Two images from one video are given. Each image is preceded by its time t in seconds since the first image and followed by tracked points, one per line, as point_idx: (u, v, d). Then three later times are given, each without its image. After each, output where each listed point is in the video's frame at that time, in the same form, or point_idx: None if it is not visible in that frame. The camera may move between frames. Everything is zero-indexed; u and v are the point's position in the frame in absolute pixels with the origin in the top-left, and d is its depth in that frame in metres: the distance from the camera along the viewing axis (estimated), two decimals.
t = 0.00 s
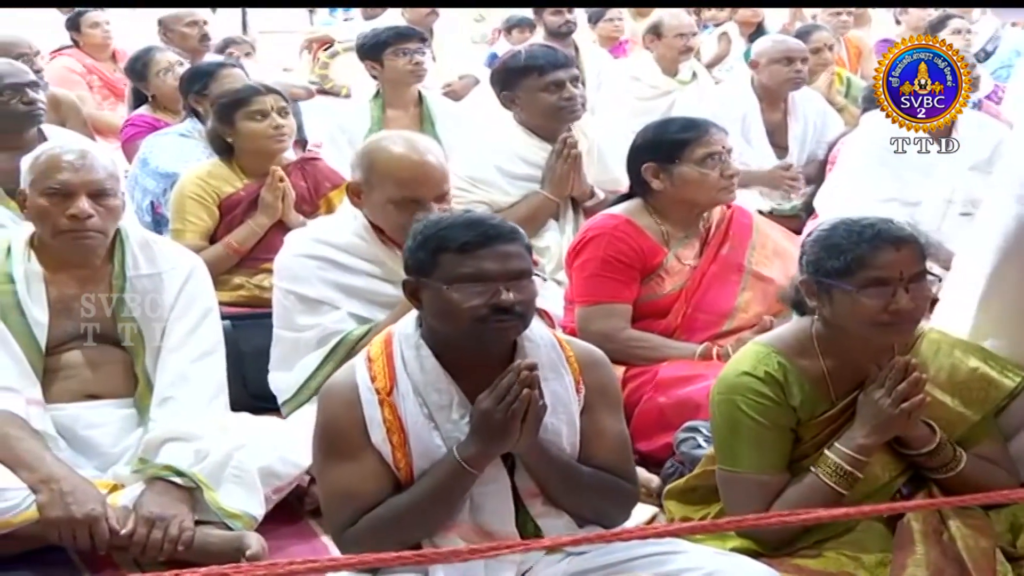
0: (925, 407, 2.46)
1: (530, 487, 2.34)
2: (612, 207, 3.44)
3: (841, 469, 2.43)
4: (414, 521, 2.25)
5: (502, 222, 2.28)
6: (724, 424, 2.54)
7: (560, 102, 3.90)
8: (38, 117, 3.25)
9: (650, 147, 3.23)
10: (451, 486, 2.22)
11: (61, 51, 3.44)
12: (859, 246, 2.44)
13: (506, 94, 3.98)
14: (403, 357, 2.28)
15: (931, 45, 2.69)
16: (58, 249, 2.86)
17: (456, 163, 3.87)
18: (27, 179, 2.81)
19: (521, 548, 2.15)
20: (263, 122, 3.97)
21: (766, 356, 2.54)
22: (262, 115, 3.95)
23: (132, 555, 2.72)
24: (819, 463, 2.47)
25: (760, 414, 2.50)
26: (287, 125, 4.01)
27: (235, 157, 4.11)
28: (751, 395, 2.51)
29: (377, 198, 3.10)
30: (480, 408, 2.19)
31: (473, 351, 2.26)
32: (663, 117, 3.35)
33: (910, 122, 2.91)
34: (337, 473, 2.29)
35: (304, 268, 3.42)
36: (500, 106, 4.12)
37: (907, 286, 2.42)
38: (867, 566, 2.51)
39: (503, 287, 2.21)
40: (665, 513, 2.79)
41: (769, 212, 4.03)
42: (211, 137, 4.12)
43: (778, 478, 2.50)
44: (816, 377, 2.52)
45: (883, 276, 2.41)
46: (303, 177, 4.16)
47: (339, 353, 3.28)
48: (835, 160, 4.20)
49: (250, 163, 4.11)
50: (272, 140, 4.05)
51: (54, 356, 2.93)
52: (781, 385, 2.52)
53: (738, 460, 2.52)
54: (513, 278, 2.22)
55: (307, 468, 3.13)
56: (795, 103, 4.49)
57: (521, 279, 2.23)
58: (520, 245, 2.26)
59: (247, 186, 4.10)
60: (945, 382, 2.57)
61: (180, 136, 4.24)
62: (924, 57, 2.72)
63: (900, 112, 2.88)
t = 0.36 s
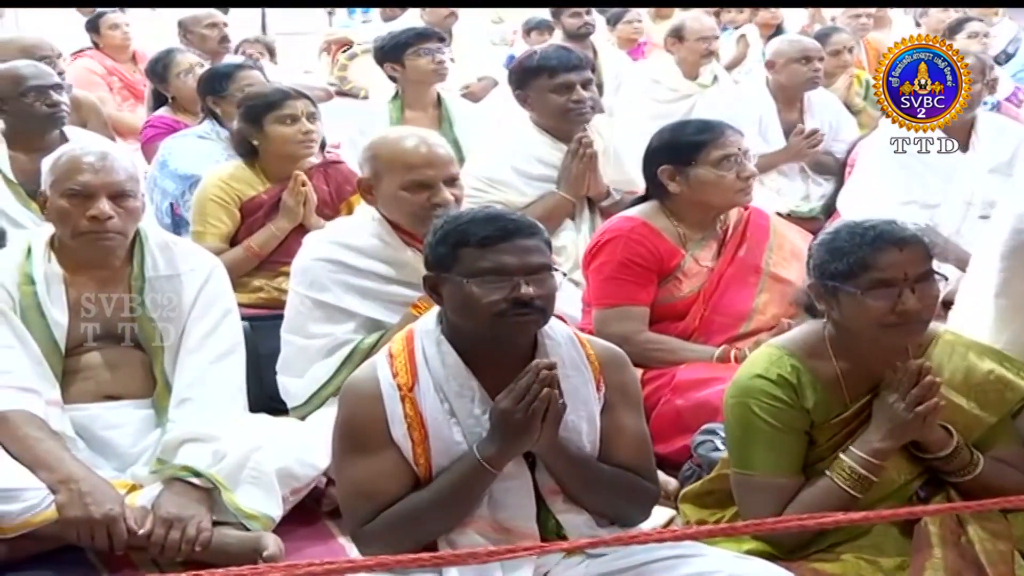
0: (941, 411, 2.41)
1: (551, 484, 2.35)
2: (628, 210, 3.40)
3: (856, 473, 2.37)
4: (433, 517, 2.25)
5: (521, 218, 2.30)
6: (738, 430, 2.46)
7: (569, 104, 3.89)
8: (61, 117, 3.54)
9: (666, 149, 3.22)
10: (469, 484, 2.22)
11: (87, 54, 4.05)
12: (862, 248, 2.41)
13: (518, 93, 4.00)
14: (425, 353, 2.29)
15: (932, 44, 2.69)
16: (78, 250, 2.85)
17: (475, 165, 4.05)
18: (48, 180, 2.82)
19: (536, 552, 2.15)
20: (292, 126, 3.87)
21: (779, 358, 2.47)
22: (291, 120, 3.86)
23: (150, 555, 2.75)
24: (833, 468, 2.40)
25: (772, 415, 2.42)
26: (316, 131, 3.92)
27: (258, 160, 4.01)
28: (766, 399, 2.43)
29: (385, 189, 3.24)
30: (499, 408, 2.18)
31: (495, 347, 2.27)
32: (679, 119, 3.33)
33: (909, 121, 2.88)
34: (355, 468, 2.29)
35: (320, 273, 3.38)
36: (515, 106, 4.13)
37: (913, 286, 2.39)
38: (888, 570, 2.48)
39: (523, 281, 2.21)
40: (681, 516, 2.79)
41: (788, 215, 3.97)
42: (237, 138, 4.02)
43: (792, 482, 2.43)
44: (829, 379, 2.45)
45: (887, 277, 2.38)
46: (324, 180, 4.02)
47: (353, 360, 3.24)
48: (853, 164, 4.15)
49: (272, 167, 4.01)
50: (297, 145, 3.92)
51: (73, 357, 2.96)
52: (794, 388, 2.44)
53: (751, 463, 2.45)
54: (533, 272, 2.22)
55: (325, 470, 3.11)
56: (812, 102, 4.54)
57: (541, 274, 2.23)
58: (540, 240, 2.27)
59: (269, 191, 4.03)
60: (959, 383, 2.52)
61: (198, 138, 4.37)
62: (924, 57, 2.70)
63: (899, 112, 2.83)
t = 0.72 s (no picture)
0: (972, 428, 2.37)
1: (574, 486, 2.35)
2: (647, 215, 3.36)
3: (883, 488, 2.35)
4: (456, 521, 2.25)
5: (540, 218, 2.28)
6: (763, 439, 2.46)
7: (583, 106, 3.88)
8: (82, 122, 3.85)
9: (685, 155, 3.20)
10: (492, 487, 2.22)
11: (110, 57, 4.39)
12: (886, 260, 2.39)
13: (535, 96, 4.03)
14: (446, 356, 2.29)
15: (931, 44, 2.72)
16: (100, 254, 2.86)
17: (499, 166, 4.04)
18: (71, 184, 2.83)
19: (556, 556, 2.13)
20: (322, 133, 3.85)
21: (807, 369, 2.45)
22: (322, 126, 3.84)
23: (170, 558, 2.74)
24: (861, 482, 2.39)
25: (797, 426, 2.41)
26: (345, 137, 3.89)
27: (284, 165, 3.98)
28: (792, 409, 2.41)
29: (397, 183, 3.22)
30: (521, 411, 2.18)
31: (515, 350, 2.27)
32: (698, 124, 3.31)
33: (910, 122, 2.86)
34: (377, 470, 2.29)
35: (342, 272, 3.35)
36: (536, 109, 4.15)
37: (939, 298, 2.36)
38: None
39: (542, 282, 2.21)
40: (701, 522, 2.78)
41: (810, 220, 4.09)
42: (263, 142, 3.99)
43: (816, 493, 2.42)
44: (856, 390, 2.44)
45: (914, 289, 2.35)
46: (350, 186, 3.91)
47: (373, 363, 3.27)
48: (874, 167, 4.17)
49: (299, 173, 3.97)
50: (326, 152, 3.89)
51: (94, 360, 2.98)
52: (821, 399, 2.42)
53: (776, 473, 2.45)
54: (551, 273, 2.22)
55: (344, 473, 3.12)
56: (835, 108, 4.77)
57: (560, 274, 2.23)
58: (559, 241, 2.26)
59: (294, 196, 3.99)
60: (988, 395, 2.47)
61: (219, 141, 4.38)
62: (924, 57, 2.72)
63: (899, 114, 2.81)
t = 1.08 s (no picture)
0: (999, 443, 2.35)
1: (596, 492, 2.34)
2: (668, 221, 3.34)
3: (907, 501, 2.34)
4: (478, 526, 2.24)
5: (564, 224, 2.29)
6: (785, 448, 2.42)
7: (601, 110, 3.85)
8: (105, 127, 4.05)
9: (708, 160, 3.20)
10: (514, 492, 2.21)
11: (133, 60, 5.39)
12: (911, 272, 2.38)
13: (557, 101, 4.00)
14: (469, 360, 2.28)
15: (931, 46, 2.98)
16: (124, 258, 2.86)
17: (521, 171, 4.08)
18: (96, 189, 2.86)
19: (577, 563, 2.09)
20: (343, 139, 3.93)
21: (830, 379, 2.42)
22: (344, 132, 3.93)
23: (191, 561, 2.77)
24: (885, 493, 2.38)
25: (820, 437, 2.38)
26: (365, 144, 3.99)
27: (306, 170, 4.00)
28: (816, 420, 2.38)
29: (405, 177, 3.31)
30: (544, 415, 2.18)
31: (539, 355, 2.27)
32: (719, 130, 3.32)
33: (910, 121, 3.10)
34: (400, 474, 2.28)
35: (359, 269, 3.32)
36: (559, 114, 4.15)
37: (966, 310, 2.35)
38: None
39: (566, 287, 2.21)
40: (722, 528, 2.77)
41: (832, 225, 4.31)
42: (284, 148, 4.03)
43: (838, 503, 2.40)
44: (880, 400, 2.40)
45: (939, 301, 2.35)
46: (372, 191, 3.88)
47: (391, 354, 3.25)
48: (896, 175, 4.31)
49: (321, 178, 3.99)
50: (348, 158, 3.95)
51: (117, 364, 3.00)
52: (845, 409, 2.40)
53: (797, 483, 2.41)
54: (575, 279, 2.22)
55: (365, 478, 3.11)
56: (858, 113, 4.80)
57: (583, 280, 2.23)
58: (583, 247, 2.27)
59: (316, 201, 3.96)
60: (1016, 405, 2.45)
61: (242, 147, 4.45)
62: (923, 57, 2.98)
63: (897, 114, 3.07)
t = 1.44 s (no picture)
0: None
1: (619, 500, 2.33)
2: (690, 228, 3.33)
3: (933, 513, 2.33)
4: (502, 532, 2.24)
5: (592, 232, 2.31)
6: (809, 458, 2.40)
7: (625, 118, 3.83)
8: (130, 133, 4.11)
9: (731, 168, 3.19)
10: (537, 499, 2.21)
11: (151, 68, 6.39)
12: (938, 284, 2.37)
13: (581, 108, 3.98)
14: (495, 367, 2.28)
15: (932, 46, 3.17)
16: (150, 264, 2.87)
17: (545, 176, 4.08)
18: (122, 195, 2.88)
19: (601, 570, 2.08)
20: (357, 145, 3.90)
21: (856, 390, 2.40)
22: (357, 139, 3.90)
23: (212, 567, 2.75)
24: (909, 505, 2.37)
25: (845, 447, 2.36)
26: (381, 149, 3.95)
27: (326, 176, 3.98)
28: (839, 430, 2.36)
29: (426, 184, 3.30)
30: (568, 423, 2.17)
31: (566, 362, 2.27)
32: (741, 138, 3.32)
33: (911, 122, 3.32)
34: (424, 480, 2.28)
35: (382, 276, 3.32)
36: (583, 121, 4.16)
37: (995, 322, 2.34)
38: None
39: (592, 295, 2.22)
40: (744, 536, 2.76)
41: (855, 233, 4.65)
42: (303, 155, 4.01)
43: (861, 514, 2.38)
44: (906, 411, 2.39)
45: (967, 313, 2.34)
46: (391, 197, 3.94)
47: (416, 361, 3.24)
48: (921, 182, 4.41)
49: (340, 184, 3.97)
50: (364, 164, 3.92)
51: (141, 369, 3.01)
52: (870, 420, 2.38)
53: (820, 493, 2.39)
54: (602, 287, 2.23)
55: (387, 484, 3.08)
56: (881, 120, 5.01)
57: (610, 288, 2.24)
58: (610, 254, 2.28)
59: (338, 207, 3.93)
60: None
61: (264, 154, 4.47)
62: (925, 57, 3.18)
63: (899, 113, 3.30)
